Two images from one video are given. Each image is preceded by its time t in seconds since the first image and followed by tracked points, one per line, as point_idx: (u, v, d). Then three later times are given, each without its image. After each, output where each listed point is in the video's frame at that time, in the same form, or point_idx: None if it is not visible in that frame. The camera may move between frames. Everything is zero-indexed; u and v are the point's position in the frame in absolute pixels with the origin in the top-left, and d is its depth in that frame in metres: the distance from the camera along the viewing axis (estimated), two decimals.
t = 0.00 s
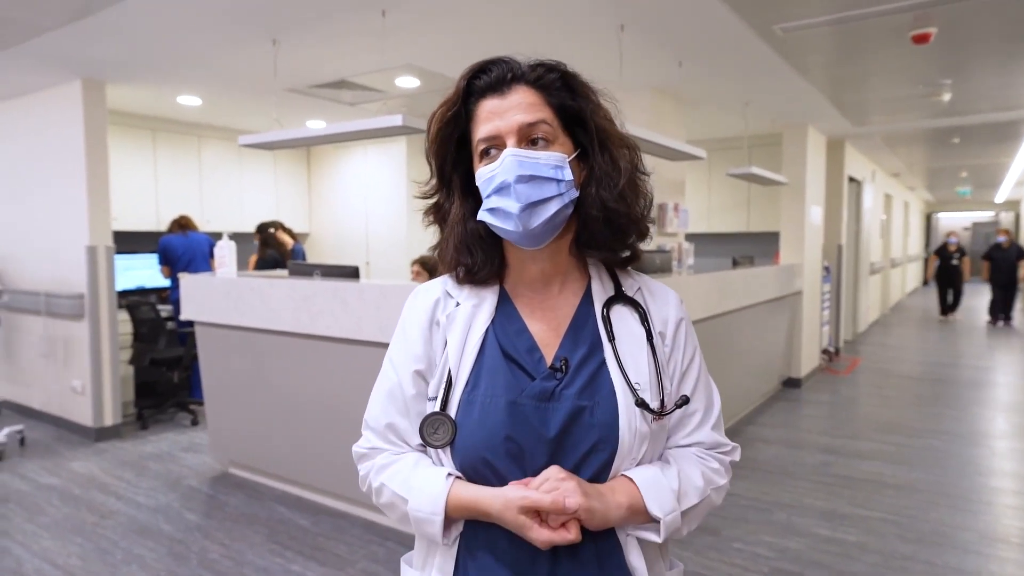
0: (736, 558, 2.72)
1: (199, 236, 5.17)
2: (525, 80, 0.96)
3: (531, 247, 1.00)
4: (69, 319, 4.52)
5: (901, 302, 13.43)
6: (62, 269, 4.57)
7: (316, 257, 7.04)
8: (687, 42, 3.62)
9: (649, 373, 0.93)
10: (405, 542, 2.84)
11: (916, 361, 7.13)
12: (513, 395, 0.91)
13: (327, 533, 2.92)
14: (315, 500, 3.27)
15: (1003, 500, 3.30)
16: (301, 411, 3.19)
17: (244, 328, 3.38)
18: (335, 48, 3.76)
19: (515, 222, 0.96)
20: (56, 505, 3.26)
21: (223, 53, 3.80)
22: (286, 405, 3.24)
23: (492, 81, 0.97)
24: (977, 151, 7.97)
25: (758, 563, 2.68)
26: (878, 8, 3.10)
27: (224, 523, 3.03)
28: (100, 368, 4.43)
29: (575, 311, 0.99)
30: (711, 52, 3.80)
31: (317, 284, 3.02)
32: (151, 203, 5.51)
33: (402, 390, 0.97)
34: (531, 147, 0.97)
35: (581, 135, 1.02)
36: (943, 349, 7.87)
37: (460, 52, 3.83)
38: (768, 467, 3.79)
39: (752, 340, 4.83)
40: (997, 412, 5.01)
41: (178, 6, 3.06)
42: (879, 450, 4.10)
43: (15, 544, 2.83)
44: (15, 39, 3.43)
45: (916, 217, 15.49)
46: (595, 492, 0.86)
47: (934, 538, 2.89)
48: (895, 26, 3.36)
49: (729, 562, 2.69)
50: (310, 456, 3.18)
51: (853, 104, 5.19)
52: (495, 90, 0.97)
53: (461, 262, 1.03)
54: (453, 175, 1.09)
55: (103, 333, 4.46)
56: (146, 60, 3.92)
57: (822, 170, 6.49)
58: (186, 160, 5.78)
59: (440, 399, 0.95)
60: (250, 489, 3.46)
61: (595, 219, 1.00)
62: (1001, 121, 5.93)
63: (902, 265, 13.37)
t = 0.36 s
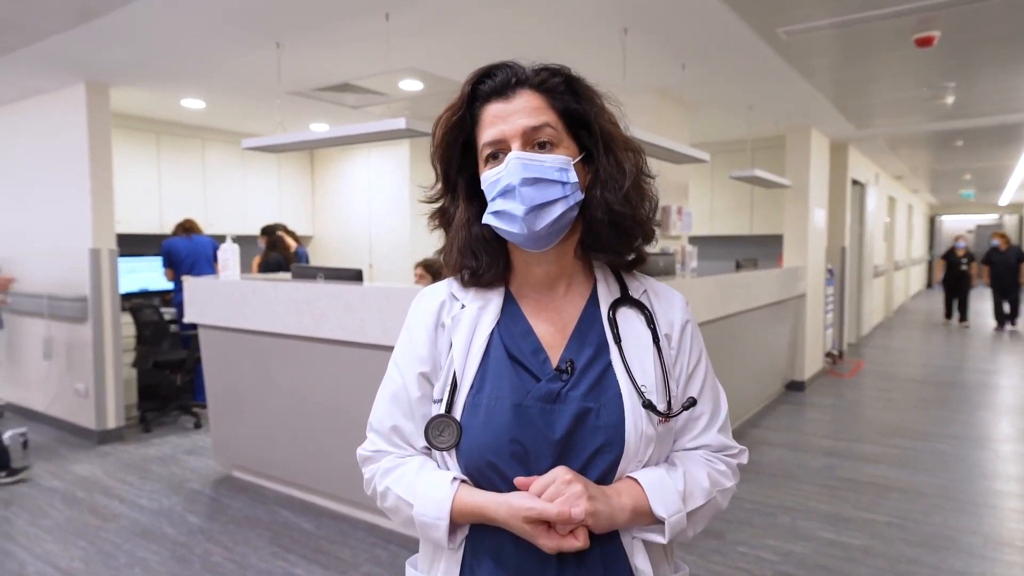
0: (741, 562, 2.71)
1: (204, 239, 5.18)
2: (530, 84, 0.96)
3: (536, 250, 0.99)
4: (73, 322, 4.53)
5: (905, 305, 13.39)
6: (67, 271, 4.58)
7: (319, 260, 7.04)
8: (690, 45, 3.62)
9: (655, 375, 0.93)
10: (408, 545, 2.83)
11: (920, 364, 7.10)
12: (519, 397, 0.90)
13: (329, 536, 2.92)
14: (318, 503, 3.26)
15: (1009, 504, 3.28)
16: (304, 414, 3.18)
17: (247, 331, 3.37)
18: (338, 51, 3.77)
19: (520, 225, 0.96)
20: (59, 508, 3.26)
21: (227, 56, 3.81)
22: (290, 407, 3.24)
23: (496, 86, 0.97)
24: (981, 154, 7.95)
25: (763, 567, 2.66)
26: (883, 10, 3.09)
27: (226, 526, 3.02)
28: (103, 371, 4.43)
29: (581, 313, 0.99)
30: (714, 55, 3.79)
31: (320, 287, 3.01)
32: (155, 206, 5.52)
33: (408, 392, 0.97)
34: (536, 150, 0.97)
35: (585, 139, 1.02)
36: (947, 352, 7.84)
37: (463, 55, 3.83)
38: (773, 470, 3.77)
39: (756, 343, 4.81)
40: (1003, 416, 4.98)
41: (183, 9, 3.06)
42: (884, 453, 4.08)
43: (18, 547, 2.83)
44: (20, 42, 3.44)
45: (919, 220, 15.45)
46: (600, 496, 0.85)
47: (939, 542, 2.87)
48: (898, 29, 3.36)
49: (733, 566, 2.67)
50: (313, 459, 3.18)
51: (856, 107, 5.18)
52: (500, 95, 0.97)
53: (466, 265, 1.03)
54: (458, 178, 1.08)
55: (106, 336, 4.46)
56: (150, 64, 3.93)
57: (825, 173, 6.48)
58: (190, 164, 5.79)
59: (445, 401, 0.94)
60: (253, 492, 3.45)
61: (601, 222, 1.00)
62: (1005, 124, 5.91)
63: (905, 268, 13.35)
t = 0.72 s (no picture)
0: (743, 564, 2.70)
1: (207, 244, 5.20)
2: (539, 84, 0.96)
3: (538, 251, 0.99)
4: (76, 324, 4.54)
5: (908, 308, 13.37)
6: (70, 274, 4.58)
7: (321, 263, 7.05)
8: (691, 47, 3.62)
9: (656, 375, 0.93)
10: (409, 547, 2.83)
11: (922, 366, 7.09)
12: (520, 399, 0.90)
13: (331, 538, 2.92)
14: (320, 505, 3.26)
15: (1012, 506, 3.27)
16: (305, 416, 3.18)
17: (249, 333, 3.38)
18: (341, 54, 3.78)
19: (524, 225, 0.95)
20: (62, 509, 3.27)
21: (230, 58, 3.82)
22: (291, 409, 3.24)
23: (505, 83, 0.98)
24: (983, 156, 7.95)
25: (764, 570, 2.66)
26: (883, 12, 3.09)
27: (228, 528, 3.02)
28: (106, 373, 4.44)
29: (581, 316, 0.98)
30: (715, 57, 3.80)
31: (322, 288, 3.02)
32: (157, 208, 5.53)
33: (408, 393, 0.96)
34: (542, 151, 0.97)
35: (591, 141, 1.02)
36: (950, 355, 7.81)
37: (465, 57, 3.84)
38: (775, 473, 3.77)
39: (758, 345, 4.81)
40: (1006, 418, 4.96)
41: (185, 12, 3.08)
42: (886, 456, 4.07)
43: (20, 548, 2.83)
44: (24, 45, 3.46)
45: (922, 222, 15.44)
46: (606, 497, 0.85)
47: (942, 544, 2.86)
48: (900, 31, 3.35)
49: (735, 568, 2.67)
50: (315, 461, 3.18)
51: (858, 109, 5.18)
52: (508, 93, 0.97)
53: (467, 266, 1.03)
54: (461, 175, 1.08)
55: (108, 338, 4.47)
56: (153, 66, 3.94)
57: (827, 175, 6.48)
58: (192, 166, 5.80)
59: (446, 403, 0.94)
60: (255, 494, 3.46)
61: (603, 226, 1.00)
62: (1007, 125, 5.91)
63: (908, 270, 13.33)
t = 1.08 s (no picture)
0: (743, 565, 2.70)
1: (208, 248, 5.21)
2: (569, 96, 0.96)
3: (537, 258, 1.00)
4: (77, 325, 4.55)
5: (909, 309, 13.37)
6: (72, 276, 4.59)
7: (322, 264, 7.06)
8: (692, 49, 3.63)
9: (652, 373, 0.93)
10: (411, 548, 2.83)
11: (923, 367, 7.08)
12: (517, 396, 0.91)
13: (332, 539, 2.92)
14: (321, 506, 3.26)
15: (1013, 508, 3.27)
16: (307, 418, 3.19)
17: (251, 335, 3.39)
18: (342, 55, 3.79)
19: (526, 234, 0.97)
20: (63, 510, 3.27)
21: (231, 60, 3.83)
22: (293, 411, 3.24)
23: (535, 87, 0.97)
24: (984, 157, 7.95)
25: (765, 571, 2.66)
26: (883, 15, 3.10)
27: (230, 529, 3.03)
28: (108, 374, 4.45)
29: (576, 319, 0.99)
30: (715, 59, 3.81)
31: (324, 290, 3.02)
32: (159, 210, 5.54)
33: (407, 392, 0.96)
34: (557, 166, 0.98)
35: (609, 163, 1.03)
36: (951, 356, 7.81)
37: (466, 59, 3.85)
38: (775, 474, 3.77)
39: (759, 346, 4.81)
40: (1007, 419, 4.96)
41: (187, 14, 3.09)
42: (887, 457, 4.07)
43: (22, 549, 2.84)
44: (27, 46, 3.48)
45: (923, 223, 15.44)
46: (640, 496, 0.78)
47: (944, 546, 2.86)
48: (901, 33, 3.36)
49: (735, 569, 2.67)
50: (316, 462, 3.18)
51: (858, 111, 5.19)
52: (536, 96, 0.97)
53: (470, 260, 1.04)
54: (474, 166, 1.08)
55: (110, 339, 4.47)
56: (155, 68, 3.96)
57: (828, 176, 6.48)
58: (194, 168, 5.82)
59: (444, 401, 0.94)
60: (256, 495, 3.46)
61: (605, 249, 1.00)
62: (1008, 127, 5.91)
63: (909, 272, 13.34)
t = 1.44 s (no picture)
0: (742, 566, 2.71)
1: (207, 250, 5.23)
2: (562, 97, 0.97)
3: (545, 259, 1.00)
4: (77, 326, 4.55)
5: (908, 309, 13.38)
6: (71, 277, 4.59)
7: (322, 264, 7.07)
8: (691, 51, 3.64)
9: (652, 377, 0.94)
10: (410, 549, 2.83)
11: (922, 368, 7.09)
12: (519, 396, 0.92)
13: (332, 540, 2.92)
14: (321, 506, 3.27)
15: (1011, 508, 3.27)
16: (307, 419, 3.19)
17: (251, 336, 3.39)
18: (342, 57, 3.79)
19: (535, 236, 0.97)
20: (63, 511, 3.28)
21: (231, 61, 3.83)
22: (292, 412, 3.25)
23: (528, 92, 0.98)
24: (983, 158, 7.96)
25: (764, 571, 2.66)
26: (882, 16, 3.11)
27: (230, 530, 3.03)
28: (108, 375, 4.45)
29: (580, 321, 1.00)
30: (715, 60, 3.81)
31: (324, 291, 3.03)
32: (158, 211, 5.55)
33: (415, 390, 0.97)
34: (558, 165, 0.99)
35: (606, 157, 1.04)
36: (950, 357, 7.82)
37: (465, 60, 3.85)
38: (775, 475, 3.77)
39: (758, 347, 4.82)
40: (1005, 420, 4.97)
41: (187, 16, 3.10)
42: (886, 458, 4.08)
43: (22, 550, 2.84)
44: (26, 47, 3.48)
45: (922, 224, 15.45)
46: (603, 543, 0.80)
47: (942, 547, 2.86)
48: (900, 34, 3.37)
49: (733, 570, 2.67)
50: (315, 463, 3.18)
51: (857, 112, 5.19)
52: (531, 101, 0.98)
53: (480, 268, 1.03)
54: (474, 178, 1.09)
55: (110, 340, 4.48)
56: (155, 69, 3.96)
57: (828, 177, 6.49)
58: (194, 169, 5.82)
59: (448, 401, 0.95)
60: (256, 496, 3.46)
61: (613, 239, 1.01)
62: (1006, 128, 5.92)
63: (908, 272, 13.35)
